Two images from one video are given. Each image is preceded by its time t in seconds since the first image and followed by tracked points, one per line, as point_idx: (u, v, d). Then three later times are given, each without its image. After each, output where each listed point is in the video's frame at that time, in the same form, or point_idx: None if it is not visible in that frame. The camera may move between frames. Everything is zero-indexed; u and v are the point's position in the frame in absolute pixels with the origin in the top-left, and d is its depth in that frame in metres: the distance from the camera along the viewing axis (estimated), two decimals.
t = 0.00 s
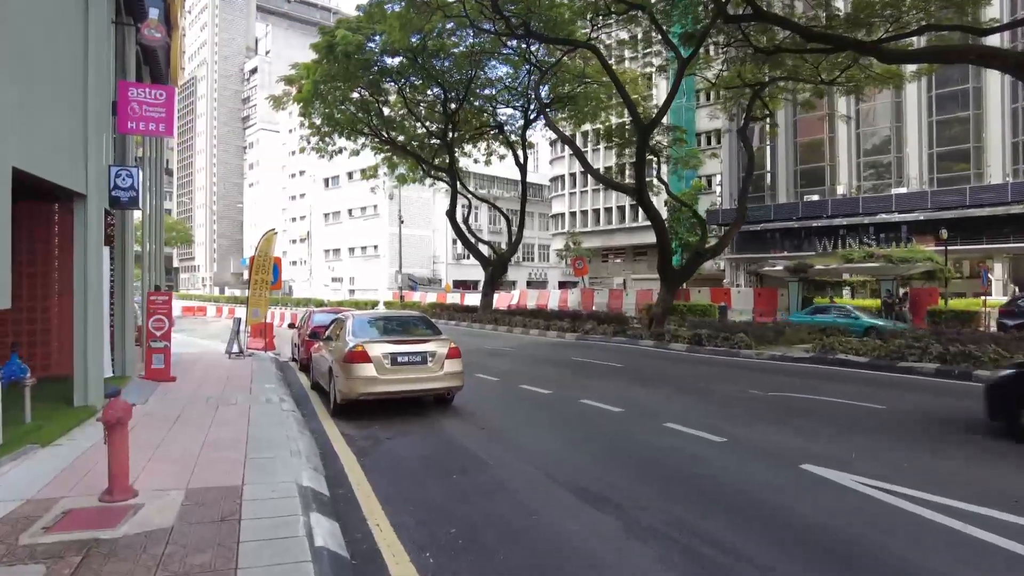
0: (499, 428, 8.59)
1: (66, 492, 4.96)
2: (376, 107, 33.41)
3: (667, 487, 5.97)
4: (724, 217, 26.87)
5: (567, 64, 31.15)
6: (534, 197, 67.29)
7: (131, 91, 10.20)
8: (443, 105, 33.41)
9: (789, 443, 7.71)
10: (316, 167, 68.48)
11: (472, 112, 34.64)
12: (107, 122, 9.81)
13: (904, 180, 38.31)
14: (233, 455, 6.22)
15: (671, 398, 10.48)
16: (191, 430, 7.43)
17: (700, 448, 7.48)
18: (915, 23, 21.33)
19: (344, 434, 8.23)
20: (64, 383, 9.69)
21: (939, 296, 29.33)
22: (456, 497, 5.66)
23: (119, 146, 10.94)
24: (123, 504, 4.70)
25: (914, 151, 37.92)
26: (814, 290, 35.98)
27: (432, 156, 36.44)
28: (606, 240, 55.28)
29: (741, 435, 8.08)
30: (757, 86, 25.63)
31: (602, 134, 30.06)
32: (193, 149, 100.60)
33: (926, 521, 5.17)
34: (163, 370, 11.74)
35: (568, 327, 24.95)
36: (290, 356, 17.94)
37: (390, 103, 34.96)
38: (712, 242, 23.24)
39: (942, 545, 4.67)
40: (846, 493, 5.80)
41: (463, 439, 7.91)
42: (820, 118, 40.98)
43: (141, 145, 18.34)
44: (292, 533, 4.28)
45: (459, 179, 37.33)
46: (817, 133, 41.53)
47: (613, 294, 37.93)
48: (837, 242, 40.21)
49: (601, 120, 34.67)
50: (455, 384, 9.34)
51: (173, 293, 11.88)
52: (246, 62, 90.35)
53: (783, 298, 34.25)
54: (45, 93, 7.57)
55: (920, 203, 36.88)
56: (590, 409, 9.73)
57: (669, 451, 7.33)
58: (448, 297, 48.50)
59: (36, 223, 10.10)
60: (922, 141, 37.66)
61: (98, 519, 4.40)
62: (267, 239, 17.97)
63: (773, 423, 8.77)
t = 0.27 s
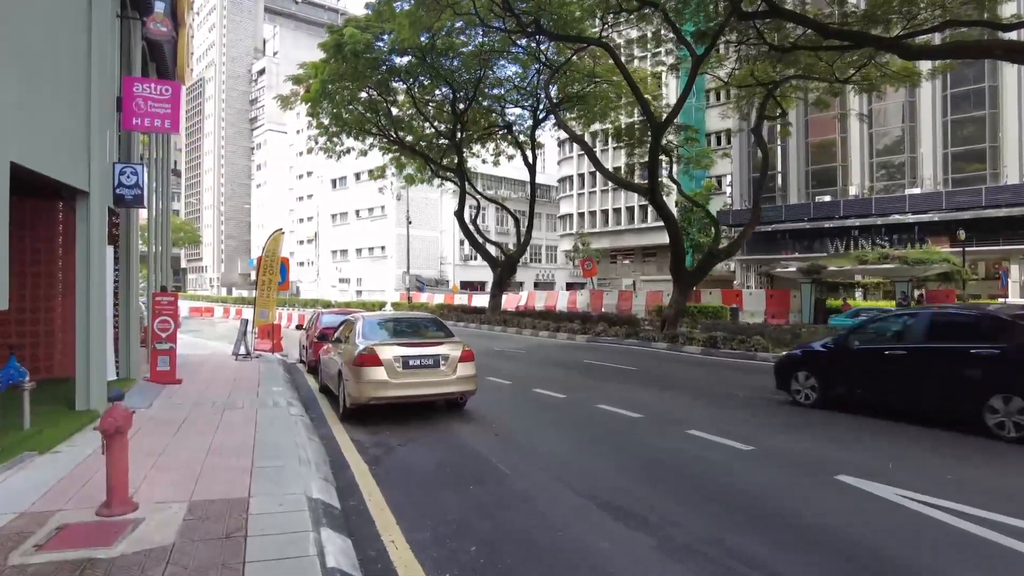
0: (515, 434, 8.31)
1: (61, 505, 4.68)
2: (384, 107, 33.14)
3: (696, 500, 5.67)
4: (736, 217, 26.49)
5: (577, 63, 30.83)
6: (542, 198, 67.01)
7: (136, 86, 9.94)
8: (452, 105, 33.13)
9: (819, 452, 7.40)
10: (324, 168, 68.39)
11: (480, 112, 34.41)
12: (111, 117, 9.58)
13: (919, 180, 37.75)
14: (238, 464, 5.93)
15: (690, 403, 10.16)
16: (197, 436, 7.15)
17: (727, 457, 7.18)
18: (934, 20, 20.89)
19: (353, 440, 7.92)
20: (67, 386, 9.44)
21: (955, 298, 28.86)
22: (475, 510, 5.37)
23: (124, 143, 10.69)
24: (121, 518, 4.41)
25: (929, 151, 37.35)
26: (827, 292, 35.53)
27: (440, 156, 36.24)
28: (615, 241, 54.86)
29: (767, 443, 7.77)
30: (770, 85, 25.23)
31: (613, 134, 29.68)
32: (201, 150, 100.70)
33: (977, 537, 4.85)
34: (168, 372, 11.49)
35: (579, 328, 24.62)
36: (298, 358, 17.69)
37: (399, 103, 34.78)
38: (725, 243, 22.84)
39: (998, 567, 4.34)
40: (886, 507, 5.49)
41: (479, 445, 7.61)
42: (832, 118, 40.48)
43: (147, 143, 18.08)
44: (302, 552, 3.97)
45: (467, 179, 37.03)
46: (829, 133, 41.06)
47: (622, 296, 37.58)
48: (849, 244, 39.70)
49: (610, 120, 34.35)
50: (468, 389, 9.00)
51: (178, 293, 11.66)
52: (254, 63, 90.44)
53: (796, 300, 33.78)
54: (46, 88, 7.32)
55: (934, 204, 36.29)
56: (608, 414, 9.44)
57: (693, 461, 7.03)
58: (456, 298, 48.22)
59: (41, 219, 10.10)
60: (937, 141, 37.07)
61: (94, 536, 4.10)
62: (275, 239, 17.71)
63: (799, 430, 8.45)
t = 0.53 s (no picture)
0: (534, 442, 8.01)
1: (57, 523, 4.39)
2: (391, 106, 32.85)
3: (733, 517, 5.37)
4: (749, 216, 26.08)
5: (586, 61, 30.50)
6: (549, 197, 66.65)
7: (140, 82, 9.70)
8: (460, 103, 32.82)
9: (855, 463, 7.08)
10: (330, 168, 68.23)
11: (488, 111, 34.10)
12: (114, 115, 9.34)
13: (932, 179, 37.11)
14: (245, 475, 5.64)
15: (713, 410, 9.84)
16: (203, 444, 6.85)
17: (759, 469, 6.87)
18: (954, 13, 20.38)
19: (364, 448, 7.63)
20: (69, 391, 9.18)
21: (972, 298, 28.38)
22: (500, 528, 5.07)
23: (128, 141, 10.41)
24: (121, 538, 4.12)
25: (942, 149, 36.70)
26: (840, 292, 35.04)
27: (448, 156, 35.95)
28: (623, 241, 54.43)
29: (799, 454, 7.44)
30: (783, 82, 24.79)
31: (623, 132, 29.29)
32: (207, 151, 100.73)
33: None
34: (174, 376, 11.23)
35: (589, 329, 24.28)
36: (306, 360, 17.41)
37: (406, 102, 34.51)
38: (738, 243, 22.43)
39: None
40: (936, 525, 5.18)
41: (497, 454, 7.32)
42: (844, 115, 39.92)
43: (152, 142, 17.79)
44: None
45: (475, 178, 36.70)
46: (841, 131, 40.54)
47: (631, 296, 37.23)
48: (861, 243, 39.17)
49: (620, 118, 33.98)
50: (482, 394, 8.70)
51: (184, 297, 11.32)
52: (260, 64, 90.38)
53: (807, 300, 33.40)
54: (46, 80, 7.04)
55: (948, 202, 35.71)
56: (629, 421, 9.15)
57: (724, 473, 6.72)
58: (463, 298, 47.90)
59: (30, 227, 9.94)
60: (952, 138, 36.38)
61: (92, 559, 3.82)
62: (282, 239, 17.46)
63: (830, 439, 8.12)
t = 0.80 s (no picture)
0: (554, 448, 7.67)
1: (58, 540, 4.10)
2: (401, 105, 32.63)
3: (771, 531, 5.02)
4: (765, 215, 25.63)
5: (598, 60, 30.21)
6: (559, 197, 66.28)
7: (148, 77, 9.45)
8: (470, 102, 32.52)
9: (895, 474, 6.72)
10: (339, 169, 68.19)
11: (499, 111, 33.83)
12: (123, 112, 9.11)
13: (949, 176, 36.24)
14: (258, 486, 5.34)
15: (738, 416, 9.47)
16: (211, 453, 6.57)
17: (795, 479, 6.49)
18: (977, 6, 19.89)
19: (380, 454, 7.34)
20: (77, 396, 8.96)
21: (993, 299, 27.80)
22: (526, 543, 4.74)
23: (136, 138, 10.15)
24: (124, 557, 3.83)
25: (960, 146, 35.85)
26: (856, 292, 34.37)
27: (458, 155, 35.70)
28: (634, 241, 53.94)
29: (836, 461, 7.06)
30: (799, 78, 24.32)
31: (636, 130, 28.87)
32: (218, 152, 100.99)
33: None
34: (184, 378, 11.02)
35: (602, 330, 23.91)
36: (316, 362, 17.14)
37: (416, 101, 34.32)
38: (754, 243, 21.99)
39: None
40: (993, 540, 4.82)
41: (517, 461, 6.99)
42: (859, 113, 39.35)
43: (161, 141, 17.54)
44: None
45: (486, 177, 36.39)
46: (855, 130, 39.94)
47: (643, 296, 36.87)
48: (878, 242, 38.62)
49: (632, 117, 33.65)
50: (500, 398, 8.39)
51: (193, 297, 11.10)
52: (269, 65, 90.53)
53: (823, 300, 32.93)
54: (47, 73, 6.74)
55: (966, 201, 34.99)
56: (651, 425, 8.80)
57: (757, 482, 6.37)
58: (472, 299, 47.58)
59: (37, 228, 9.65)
60: (970, 135, 35.50)
61: None
62: (292, 239, 17.23)
63: (865, 446, 7.72)
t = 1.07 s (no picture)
0: (578, 456, 7.37)
1: (55, 560, 3.81)
2: (412, 104, 32.37)
3: (822, 555, 4.70)
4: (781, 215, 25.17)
5: (611, 57, 29.80)
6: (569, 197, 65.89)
7: (156, 70, 9.18)
8: (481, 100, 32.20)
9: (941, 489, 6.36)
10: (349, 169, 68.06)
11: (510, 109, 33.47)
12: (130, 105, 8.86)
13: (967, 176, 35.67)
14: (268, 499, 5.04)
15: (766, 422, 9.13)
16: (219, 461, 6.27)
17: (835, 493, 6.16)
18: None
19: (395, 461, 7.02)
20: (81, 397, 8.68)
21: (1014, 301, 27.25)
22: (558, 563, 4.43)
23: (144, 133, 9.90)
24: None
25: (979, 145, 35.21)
26: (872, 293, 33.73)
27: (469, 154, 35.35)
28: (645, 241, 53.47)
29: (876, 474, 6.73)
30: (817, 75, 23.84)
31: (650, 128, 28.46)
32: (228, 151, 101.17)
33: None
34: (192, 380, 10.76)
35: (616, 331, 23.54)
36: (327, 363, 16.89)
37: (427, 99, 34.00)
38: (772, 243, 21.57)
39: None
40: None
41: (541, 471, 6.69)
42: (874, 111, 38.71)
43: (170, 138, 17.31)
44: None
45: (497, 177, 36.07)
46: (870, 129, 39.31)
47: (655, 296, 36.48)
48: (891, 243, 37.92)
49: (645, 115, 33.23)
50: (520, 403, 8.05)
51: (202, 297, 10.91)
52: (279, 65, 90.59)
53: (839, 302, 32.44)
54: (49, 65, 6.48)
55: (985, 201, 34.22)
56: (677, 433, 8.48)
57: (795, 496, 6.04)
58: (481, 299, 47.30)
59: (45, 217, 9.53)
60: (988, 134, 34.89)
61: None
62: (303, 238, 16.99)
63: (905, 458, 7.38)
